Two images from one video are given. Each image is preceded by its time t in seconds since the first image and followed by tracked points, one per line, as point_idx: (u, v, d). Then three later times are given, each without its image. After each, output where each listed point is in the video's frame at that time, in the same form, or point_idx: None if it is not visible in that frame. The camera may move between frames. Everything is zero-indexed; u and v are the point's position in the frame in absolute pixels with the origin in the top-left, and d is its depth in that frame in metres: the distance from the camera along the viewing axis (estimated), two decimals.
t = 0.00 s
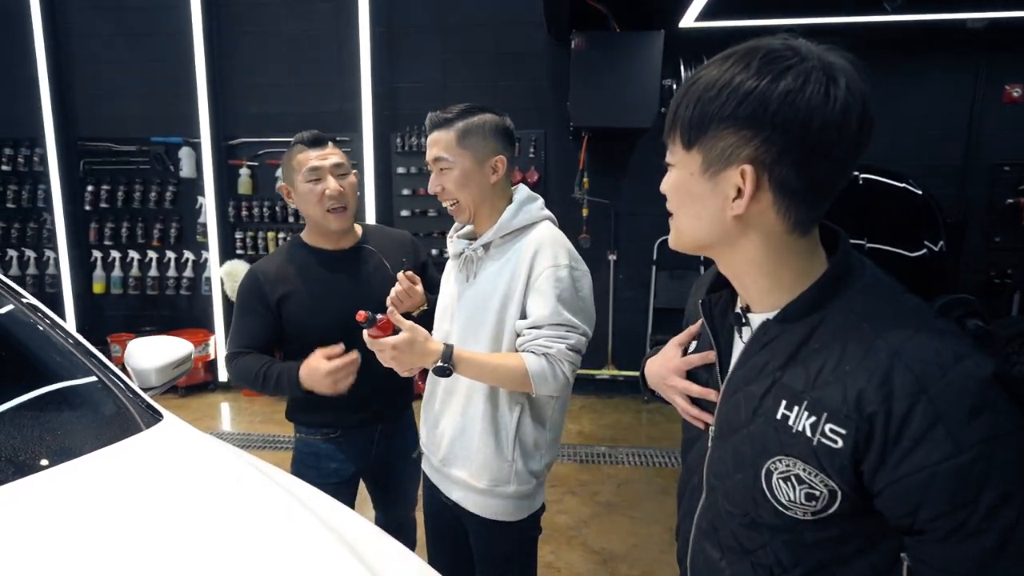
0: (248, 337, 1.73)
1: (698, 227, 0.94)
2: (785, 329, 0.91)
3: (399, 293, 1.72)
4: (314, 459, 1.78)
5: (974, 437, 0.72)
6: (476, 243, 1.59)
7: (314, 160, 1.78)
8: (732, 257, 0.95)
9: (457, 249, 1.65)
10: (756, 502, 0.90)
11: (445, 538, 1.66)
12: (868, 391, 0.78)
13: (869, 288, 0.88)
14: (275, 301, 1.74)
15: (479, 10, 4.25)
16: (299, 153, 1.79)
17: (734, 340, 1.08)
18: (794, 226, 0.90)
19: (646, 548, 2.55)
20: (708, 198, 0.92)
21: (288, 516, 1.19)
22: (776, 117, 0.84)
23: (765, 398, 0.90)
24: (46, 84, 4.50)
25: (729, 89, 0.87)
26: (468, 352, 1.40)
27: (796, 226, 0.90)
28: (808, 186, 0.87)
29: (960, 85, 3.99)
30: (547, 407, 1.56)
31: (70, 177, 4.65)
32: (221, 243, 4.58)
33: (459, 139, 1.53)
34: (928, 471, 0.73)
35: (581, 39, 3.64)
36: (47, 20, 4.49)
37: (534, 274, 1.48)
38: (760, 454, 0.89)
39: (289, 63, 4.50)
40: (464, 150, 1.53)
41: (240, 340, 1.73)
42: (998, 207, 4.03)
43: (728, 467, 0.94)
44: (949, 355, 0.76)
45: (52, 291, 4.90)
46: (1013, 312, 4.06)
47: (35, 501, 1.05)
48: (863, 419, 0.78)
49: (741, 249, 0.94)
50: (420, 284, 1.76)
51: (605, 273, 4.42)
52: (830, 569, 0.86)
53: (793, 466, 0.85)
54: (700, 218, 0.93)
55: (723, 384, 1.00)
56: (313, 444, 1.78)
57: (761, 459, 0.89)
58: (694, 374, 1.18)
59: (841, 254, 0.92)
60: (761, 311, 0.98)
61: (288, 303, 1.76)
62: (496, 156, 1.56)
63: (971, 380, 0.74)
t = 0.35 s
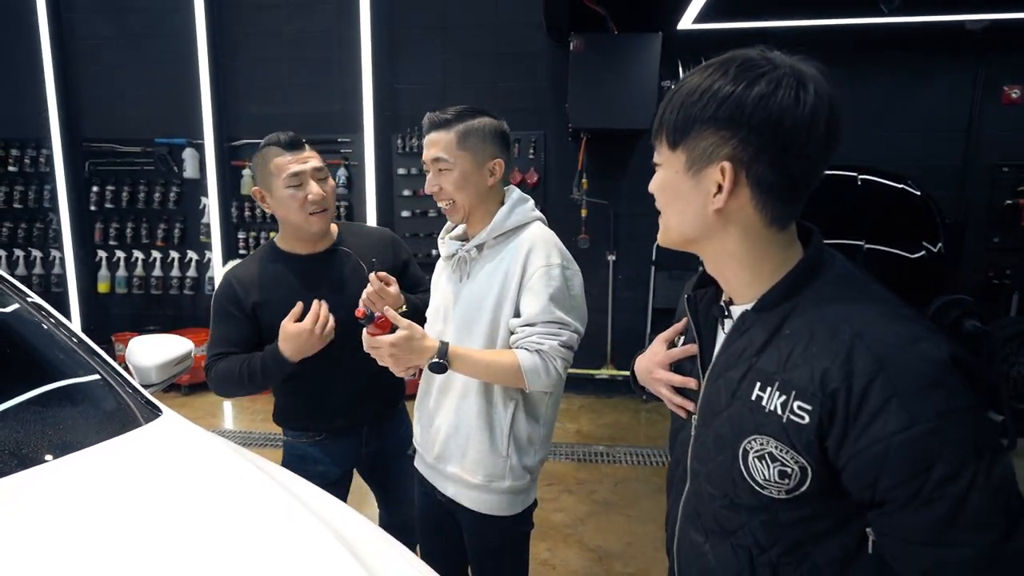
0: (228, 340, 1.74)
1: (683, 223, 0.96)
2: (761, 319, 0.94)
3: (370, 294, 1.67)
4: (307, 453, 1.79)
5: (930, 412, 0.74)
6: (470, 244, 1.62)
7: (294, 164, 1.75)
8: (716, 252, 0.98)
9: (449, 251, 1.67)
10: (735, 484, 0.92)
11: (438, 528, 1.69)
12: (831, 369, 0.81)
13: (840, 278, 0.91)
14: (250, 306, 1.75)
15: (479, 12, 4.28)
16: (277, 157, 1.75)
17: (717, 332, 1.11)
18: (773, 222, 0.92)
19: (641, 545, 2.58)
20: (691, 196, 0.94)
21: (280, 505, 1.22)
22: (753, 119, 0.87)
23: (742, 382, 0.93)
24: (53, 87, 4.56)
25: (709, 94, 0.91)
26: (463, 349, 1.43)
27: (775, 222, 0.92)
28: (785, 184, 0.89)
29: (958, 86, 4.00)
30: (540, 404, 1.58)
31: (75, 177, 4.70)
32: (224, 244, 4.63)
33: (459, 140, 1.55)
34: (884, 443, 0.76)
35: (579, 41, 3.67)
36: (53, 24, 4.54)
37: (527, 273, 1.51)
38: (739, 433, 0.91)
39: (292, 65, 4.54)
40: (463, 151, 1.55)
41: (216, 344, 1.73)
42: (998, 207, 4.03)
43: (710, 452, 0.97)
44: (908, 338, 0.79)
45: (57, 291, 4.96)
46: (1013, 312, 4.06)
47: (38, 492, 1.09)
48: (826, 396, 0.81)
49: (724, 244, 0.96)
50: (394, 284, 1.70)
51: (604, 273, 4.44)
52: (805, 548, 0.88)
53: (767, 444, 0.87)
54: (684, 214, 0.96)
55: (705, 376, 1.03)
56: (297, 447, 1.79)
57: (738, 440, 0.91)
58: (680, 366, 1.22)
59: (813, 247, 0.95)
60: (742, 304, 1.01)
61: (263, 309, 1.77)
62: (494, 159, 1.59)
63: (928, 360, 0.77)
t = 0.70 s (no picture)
0: (226, 340, 1.82)
1: (698, 217, 0.97)
2: (764, 311, 0.96)
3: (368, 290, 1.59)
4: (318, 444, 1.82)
5: (917, 404, 0.76)
6: (473, 247, 1.63)
7: (286, 167, 1.76)
8: (728, 247, 0.98)
9: (450, 252, 1.69)
10: (727, 470, 0.94)
11: (442, 520, 1.72)
12: (826, 359, 0.83)
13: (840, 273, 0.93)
14: (249, 307, 1.81)
15: (486, 14, 4.31)
16: (270, 160, 1.77)
17: (723, 323, 1.12)
18: (784, 216, 0.93)
19: (642, 543, 2.59)
20: (707, 191, 0.94)
21: (287, 495, 1.26)
22: (767, 115, 0.88)
23: (741, 370, 0.95)
24: (68, 89, 4.65)
25: (723, 92, 0.92)
26: (469, 348, 1.45)
27: (787, 217, 0.94)
28: (798, 180, 0.91)
29: (968, 86, 3.97)
30: (541, 405, 1.61)
31: (90, 177, 4.78)
32: (234, 243, 4.70)
33: (446, 138, 1.60)
34: (871, 433, 0.78)
35: (585, 42, 3.69)
36: (68, 27, 4.63)
37: (532, 279, 1.53)
38: (736, 418, 0.93)
39: (301, 67, 4.59)
40: (447, 150, 1.59)
41: (219, 343, 1.82)
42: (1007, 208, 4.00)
43: (706, 439, 1.00)
44: (902, 332, 0.81)
45: (71, 288, 5.05)
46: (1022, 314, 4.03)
47: (54, 478, 1.14)
48: (820, 385, 0.83)
49: (737, 238, 0.97)
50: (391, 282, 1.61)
51: (610, 273, 4.46)
52: (793, 534, 0.90)
53: (761, 431, 0.89)
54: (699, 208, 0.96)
55: (708, 366, 1.04)
56: (303, 445, 1.83)
57: (734, 426, 0.93)
58: (684, 356, 1.24)
59: (821, 241, 0.96)
60: (750, 297, 1.02)
61: (262, 309, 1.82)
62: (477, 161, 1.59)
63: (919, 356, 0.79)
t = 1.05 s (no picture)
0: (225, 328, 1.92)
1: (721, 213, 0.98)
2: (778, 304, 0.97)
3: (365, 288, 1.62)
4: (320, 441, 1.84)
5: (925, 400, 0.78)
6: (479, 243, 1.66)
7: (259, 176, 1.79)
8: (750, 242, 1.00)
9: (458, 248, 1.72)
10: (733, 464, 0.96)
11: (449, 515, 1.75)
12: (838, 351, 0.84)
13: (850, 271, 0.94)
14: (243, 300, 1.87)
15: (493, 15, 4.34)
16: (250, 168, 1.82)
17: (736, 319, 1.12)
18: (806, 210, 0.95)
19: (646, 540, 2.61)
20: (731, 186, 0.96)
21: (298, 488, 1.29)
22: (795, 110, 0.89)
23: (753, 363, 0.96)
24: (79, 90, 4.71)
25: (750, 87, 0.92)
26: (473, 338, 1.47)
27: (808, 212, 0.95)
28: (822, 175, 0.92)
29: (976, 86, 3.96)
30: (541, 400, 1.63)
31: (101, 177, 4.84)
32: (243, 242, 4.75)
33: (476, 138, 1.59)
34: (878, 426, 0.79)
35: (590, 42, 3.70)
36: (80, 29, 4.69)
37: (537, 274, 1.55)
38: (746, 410, 0.94)
39: (308, 68, 4.64)
40: (478, 150, 1.59)
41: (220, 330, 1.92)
42: (1014, 208, 3.99)
43: (712, 431, 1.01)
44: (915, 329, 0.82)
45: (82, 287, 5.11)
46: None
47: (71, 470, 1.17)
48: (830, 377, 0.84)
49: (759, 232, 0.98)
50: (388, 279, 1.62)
51: (615, 272, 4.47)
52: (797, 526, 0.92)
53: (770, 422, 0.91)
54: (723, 203, 0.97)
55: (718, 359, 1.06)
56: (297, 444, 1.86)
57: (743, 417, 0.94)
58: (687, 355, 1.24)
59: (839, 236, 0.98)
60: (766, 293, 1.04)
61: (254, 303, 1.87)
62: (505, 160, 1.64)
63: (930, 353, 0.80)
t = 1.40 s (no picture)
0: (231, 323, 1.94)
1: (723, 211, 0.99)
2: (773, 299, 0.98)
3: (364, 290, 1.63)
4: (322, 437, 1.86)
5: (917, 389, 0.79)
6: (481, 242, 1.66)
7: (281, 173, 1.80)
8: (750, 240, 1.01)
9: (457, 250, 1.71)
10: (729, 458, 0.97)
11: (449, 512, 1.76)
12: (833, 342, 0.86)
13: (843, 267, 0.96)
14: (251, 296, 1.89)
15: (494, 16, 4.36)
16: (266, 167, 1.82)
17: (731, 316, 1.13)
18: (802, 207, 0.97)
19: (646, 539, 2.62)
20: (734, 185, 0.97)
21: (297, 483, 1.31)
22: (794, 109, 0.90)
23: (749, 357, 0.97)
24: (83, 92, 4.74)
25: (749, 87, 0.94)
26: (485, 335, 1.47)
27: (805, 210, 0.98)
28: (819, 172, 0.94)
29: (976, 87, 3.97)
30: (548, 394, 1.66)
31: (105, 178, 4.87)
32: (245, 243, 4.77)
33: (495, 137, 1.60)
34: (873, 414, 0.81)
35: (591, 43, 3.71)
36: (85, 31, 4.72)
37: (542, 272, 1.58)
38: (741, 403, 0.96)
39: (310, 69, 4.66)
40: (496, 148, 1.60)
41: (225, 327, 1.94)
42: (1014, 209, 4.00)
43: (708, 425, 1.02)
44: (907, 320, 0.84)
45: (86, 287, 5.13)
46: None
47: (75, 466, 1.19)
48: (825, 367, 0.86)
49: (759, 230, 0.99)
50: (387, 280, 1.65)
51: (615, 273, 4.48)
52: (792, 520, 0.93)
53: (765, 414, 0.92)
54: (725, 202, 0.98)
55: (714, 354, 1.07)
56: (298, 437, 1.89)
57: (740, 409, 0.96)
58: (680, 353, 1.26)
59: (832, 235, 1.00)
60: (759, 289, 1.06)
61: (262, 300, 1.89)
62: (518, 162, 1.66)
63: (923, 344, 0.82)
